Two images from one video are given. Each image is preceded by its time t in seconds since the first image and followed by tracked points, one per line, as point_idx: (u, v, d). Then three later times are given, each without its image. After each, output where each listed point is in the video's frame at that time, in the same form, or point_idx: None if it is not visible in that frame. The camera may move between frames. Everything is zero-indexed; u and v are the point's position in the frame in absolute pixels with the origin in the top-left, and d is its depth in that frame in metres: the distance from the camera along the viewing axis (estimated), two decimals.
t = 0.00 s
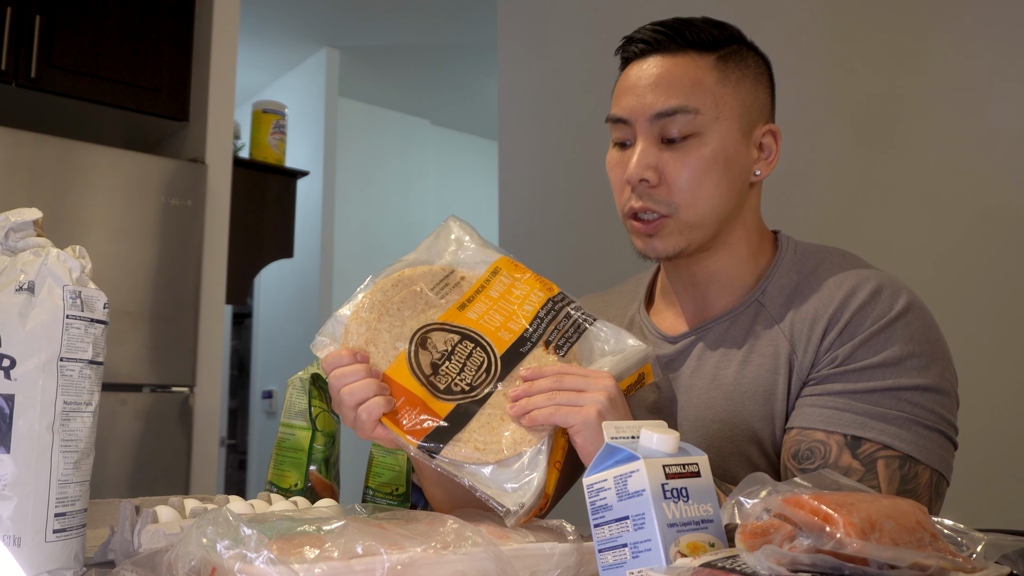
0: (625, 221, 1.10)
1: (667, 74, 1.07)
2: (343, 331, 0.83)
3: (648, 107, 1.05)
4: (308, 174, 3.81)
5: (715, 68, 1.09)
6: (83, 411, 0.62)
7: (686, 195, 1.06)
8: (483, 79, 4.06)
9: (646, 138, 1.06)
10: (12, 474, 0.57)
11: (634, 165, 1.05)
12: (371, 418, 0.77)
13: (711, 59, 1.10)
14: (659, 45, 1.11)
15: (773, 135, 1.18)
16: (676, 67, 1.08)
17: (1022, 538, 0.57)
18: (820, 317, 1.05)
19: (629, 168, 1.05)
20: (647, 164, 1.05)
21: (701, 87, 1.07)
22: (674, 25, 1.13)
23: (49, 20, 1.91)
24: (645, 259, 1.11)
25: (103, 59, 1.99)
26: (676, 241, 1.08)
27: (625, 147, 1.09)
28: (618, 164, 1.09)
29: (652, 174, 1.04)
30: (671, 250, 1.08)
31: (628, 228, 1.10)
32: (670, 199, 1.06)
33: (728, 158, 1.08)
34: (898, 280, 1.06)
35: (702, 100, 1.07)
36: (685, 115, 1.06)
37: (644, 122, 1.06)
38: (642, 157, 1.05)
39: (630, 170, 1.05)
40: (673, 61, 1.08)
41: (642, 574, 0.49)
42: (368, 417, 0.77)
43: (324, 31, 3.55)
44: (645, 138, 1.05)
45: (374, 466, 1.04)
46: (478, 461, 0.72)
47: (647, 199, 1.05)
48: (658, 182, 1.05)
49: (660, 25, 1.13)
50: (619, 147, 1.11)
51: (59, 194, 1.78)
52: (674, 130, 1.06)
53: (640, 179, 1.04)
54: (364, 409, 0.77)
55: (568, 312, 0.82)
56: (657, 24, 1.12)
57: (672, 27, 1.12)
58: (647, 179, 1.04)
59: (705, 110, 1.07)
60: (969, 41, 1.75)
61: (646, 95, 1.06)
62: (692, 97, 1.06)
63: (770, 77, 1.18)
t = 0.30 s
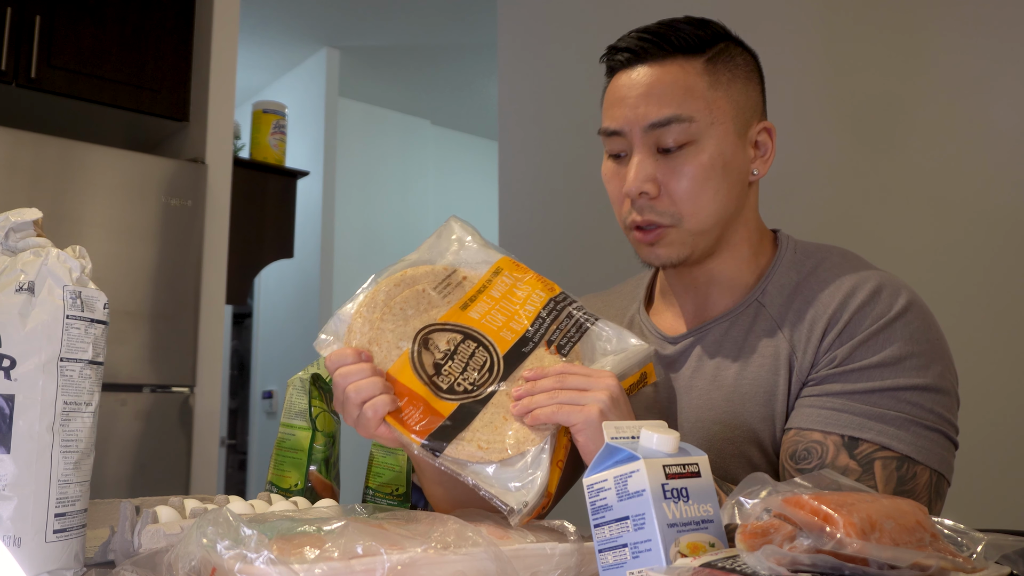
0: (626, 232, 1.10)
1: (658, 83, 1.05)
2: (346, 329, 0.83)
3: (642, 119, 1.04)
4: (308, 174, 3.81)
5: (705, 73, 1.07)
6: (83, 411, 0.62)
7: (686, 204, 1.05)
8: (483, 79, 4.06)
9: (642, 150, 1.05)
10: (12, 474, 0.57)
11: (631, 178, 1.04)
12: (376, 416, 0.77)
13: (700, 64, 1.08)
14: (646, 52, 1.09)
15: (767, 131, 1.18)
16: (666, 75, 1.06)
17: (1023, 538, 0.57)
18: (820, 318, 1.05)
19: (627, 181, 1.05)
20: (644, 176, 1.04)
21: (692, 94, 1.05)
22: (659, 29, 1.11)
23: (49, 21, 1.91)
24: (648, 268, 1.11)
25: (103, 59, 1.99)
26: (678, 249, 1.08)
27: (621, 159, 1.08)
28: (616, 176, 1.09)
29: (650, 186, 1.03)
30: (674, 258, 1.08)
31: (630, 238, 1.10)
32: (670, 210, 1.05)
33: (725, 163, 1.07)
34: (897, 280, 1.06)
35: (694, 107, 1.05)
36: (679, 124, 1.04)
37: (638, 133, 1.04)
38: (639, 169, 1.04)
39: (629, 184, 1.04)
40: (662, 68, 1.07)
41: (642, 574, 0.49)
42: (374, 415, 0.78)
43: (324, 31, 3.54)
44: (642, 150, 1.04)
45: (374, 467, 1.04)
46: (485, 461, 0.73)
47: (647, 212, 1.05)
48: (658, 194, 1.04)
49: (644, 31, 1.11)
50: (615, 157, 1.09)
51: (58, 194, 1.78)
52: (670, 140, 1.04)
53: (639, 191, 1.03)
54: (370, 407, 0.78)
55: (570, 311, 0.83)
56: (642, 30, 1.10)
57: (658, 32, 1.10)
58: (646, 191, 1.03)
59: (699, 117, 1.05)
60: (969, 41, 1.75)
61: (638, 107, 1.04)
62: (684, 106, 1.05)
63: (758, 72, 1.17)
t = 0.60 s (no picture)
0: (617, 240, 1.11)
1: (641, 92, 1.05)
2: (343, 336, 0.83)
3: (625, 128, 1.04)
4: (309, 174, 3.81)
5: (688, 80, 1.07)
6: (83, 411, 0.62)
7: (672, 212, 1.05)
8: (483, 79, 4.06)
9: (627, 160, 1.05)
10: (12, 474, 0.57)
11: (615, 188, 1.04)
12: (375, 421, 0.76)
13: (683, 71, 1.08)
14: (631, 61, 1.09)
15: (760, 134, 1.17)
16: (648, 84, 1.06)
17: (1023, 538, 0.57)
18: (821, 320, 1.05)
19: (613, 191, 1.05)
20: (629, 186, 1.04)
21: (675, 103, 1.05)
22: (645, 36, 1.11)
23: (49, 21, 1.91)
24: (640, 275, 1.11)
25: (103, 59, 1.99)
26: (667, 257, 1.08)
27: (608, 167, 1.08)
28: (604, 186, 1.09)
29: (634, 195, 1.03)
30: (664, 266, 1.09)
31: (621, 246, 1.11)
32: (655, 219, 1.05)
33: (711, 170, 1.06)
34: (898, 281, 1.06)
35: (677, 116, 1.05)
36: (662, 133, 1.04)
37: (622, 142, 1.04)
38: (624, 178, 1.04)
39: (614, 193, 1.05)
40: (645, 76, 1.07)
41: (642, 574, 0.49)
42: (372, 421, 0.77)
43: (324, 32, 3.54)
44: (626, 160, 1.04)
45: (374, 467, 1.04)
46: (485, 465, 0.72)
47: (633, 221, 1.06)
48: (643, 204, 1.05)
49: (630, 39, 1.11)
50: (604, 166, 1.10)
51: (59, 194, 1.78)
52: (653, 149, 1.04)
53: (623, 201, 1.03)
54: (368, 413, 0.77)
55: (568, 315, 0.83)
56: (628, 38, 1.11)
57: (644, 39, 1.11)
58: (631, 201, 1.03)
59: (681, 126, 1.05)
60: (969, 41, 1.75)
61: (621, 116, 1.04)
62: (666, 115, 1.04)
63: (748, 75, 1.16)
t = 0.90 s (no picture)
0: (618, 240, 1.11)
1: (639, 91, 1.05)
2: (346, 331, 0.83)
3: (624, 128, 1.04)
4: (308, 174, 3.81)
5: (685, 80, 1.07)
6: (83, 411, 0.62)
7: (672, 211, 1.05)
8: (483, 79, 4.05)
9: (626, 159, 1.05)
10: (12, 474, 0.57)
11: (615, 188, 1.04)
12: (375, 413, 0.77)
13: (680, 71, 1.08)
14: (629, 62, 1.09)
15: (758, 134, 1.17)
16: (645, 84, 1.06)
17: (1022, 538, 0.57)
18: (821, 321, 1.05)
19: (613, 191, 1.05)
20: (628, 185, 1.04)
21: (673, 102, 1.05)
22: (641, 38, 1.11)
23: (49, 21, 1.91)
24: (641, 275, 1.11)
25: (103, 59, 1.99)
26: (668, 256, 1.08)
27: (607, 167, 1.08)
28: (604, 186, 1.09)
29: (634, 195, 1.03)
30: (665, 265, 1.09)
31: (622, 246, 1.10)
32: (656, 218, 1.05)
33: (709, 170, 1.06)
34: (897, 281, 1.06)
35: (674, 116, 1.05)
36: (661, 133, 1.04)
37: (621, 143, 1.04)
38: (623, 178, 1.04)
39: (614, 193, 1.04)
40: (643, 77, 1.06)
41: (642, 574, 0.49)
42: (372, 413, 0.78)
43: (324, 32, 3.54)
44: (625, 159, 1.04)
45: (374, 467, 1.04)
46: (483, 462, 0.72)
47: (633, 220, 1.05)
48: (643, 203, 1.04)
49: (627, 41, 1.11)
50: (603, 167, 1.10)
51: (59, 194, 1.78)
52: (652, 149, 1.04)
53: (623, 201, 1.03)
54: (367, 404, 0.78)
55: (567, 324, 0.83)
56: (625, 39, 1.11)
57: (640, 40, 1.11)
58: (630, 201, 1.03)
59: (679, 125, 1.05)
60: (968, 40, 1.75)
61: (619, 116, 1.04)
62: (664, 114, 1.04)
63: (745, 75, 1.16)
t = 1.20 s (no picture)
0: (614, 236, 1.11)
1: (634, 88, 1.06)
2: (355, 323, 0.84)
3: (618, 124, 1.05)
4: (308, 174, 3.81)
5: (681, 77, 1.08)
6: (83, 411, 0.62)
7: (666, 205, 1.05)
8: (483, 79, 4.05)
9: (621, 155, 1.05)
10: (12, 474, 0.57)
11: (610, 182, 1.05)
12: (371, 403, 0.78)
13: (676, 68, 1.08)
14: (626, 59, 1.10)
15: (756, 132, 1.16)
16: (640, 80, 1.07)
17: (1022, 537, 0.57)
18: (818, 316, 1.05)
19: (608, 186, 1.06)
20: (622, 180, 1.05)
21: (667, 98, 1.06)
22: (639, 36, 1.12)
23: (49, 21, 1.91)
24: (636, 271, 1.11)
25: (103, 59, 1.99)
26: (663, 251, 1.08)
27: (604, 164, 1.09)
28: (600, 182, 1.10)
29: (627, 189, 1.04)
30: (660, 261, 1.09)
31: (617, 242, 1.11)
32: (650, 212, 1.06)
33: (704, 165, 1.07)
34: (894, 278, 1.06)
35: (669, 111, 1.05)
36: (655, 128, 1.04)
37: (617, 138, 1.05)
38: (618, 172, 1.05)
39: (609, 188, 1.05)
40: (639, 74, 1.07)
41: (642, 574, 0.49)
42: (368, 402, 0.78)
43: (325, 32, 3.54)
44: (620, 154, 1.05)
45: (374, 467, 1.04)
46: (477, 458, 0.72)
47: (627, 215, 1.06)
48: (636, 197, 1.05)
49: (625, 39, 1.11)
50: (601, 164, 1.10)
51: (59, 194, 1.78)
52: (646, 143, 1.04)
53: (617, 195, 1.04)
54: (364, 394, 0.79)
55: (566, 334, 0.83)
56: (624, 38, 1.11)
57: (638, 38, 1.11)
58: (623, 195, 1.04)
59: (672, 120, 1.05)
60: (968, 40, 1.75)
61: (614, 112, 1.05)
62: (657, 109, 1.05)
63: (744, 74, 1.16)
